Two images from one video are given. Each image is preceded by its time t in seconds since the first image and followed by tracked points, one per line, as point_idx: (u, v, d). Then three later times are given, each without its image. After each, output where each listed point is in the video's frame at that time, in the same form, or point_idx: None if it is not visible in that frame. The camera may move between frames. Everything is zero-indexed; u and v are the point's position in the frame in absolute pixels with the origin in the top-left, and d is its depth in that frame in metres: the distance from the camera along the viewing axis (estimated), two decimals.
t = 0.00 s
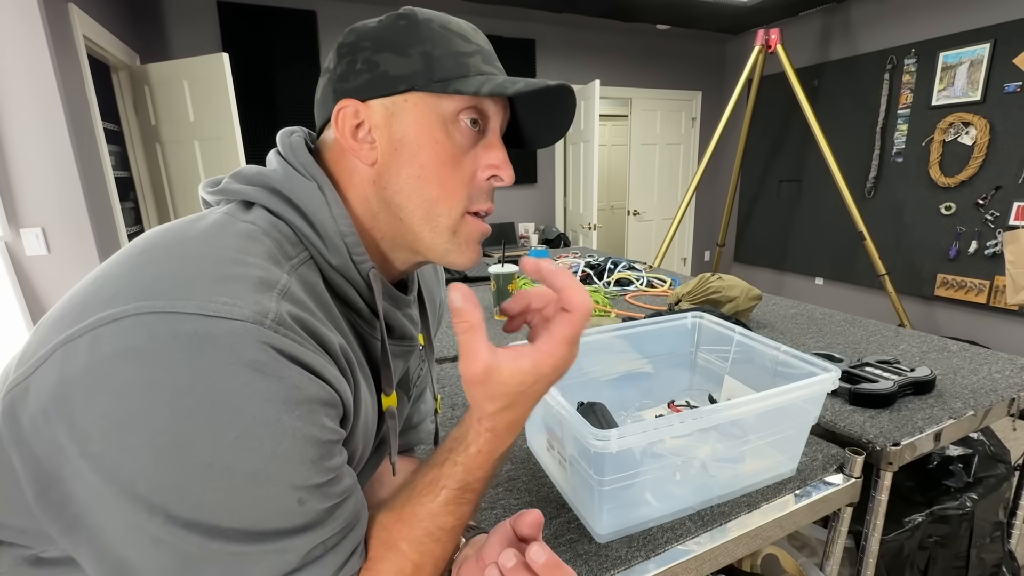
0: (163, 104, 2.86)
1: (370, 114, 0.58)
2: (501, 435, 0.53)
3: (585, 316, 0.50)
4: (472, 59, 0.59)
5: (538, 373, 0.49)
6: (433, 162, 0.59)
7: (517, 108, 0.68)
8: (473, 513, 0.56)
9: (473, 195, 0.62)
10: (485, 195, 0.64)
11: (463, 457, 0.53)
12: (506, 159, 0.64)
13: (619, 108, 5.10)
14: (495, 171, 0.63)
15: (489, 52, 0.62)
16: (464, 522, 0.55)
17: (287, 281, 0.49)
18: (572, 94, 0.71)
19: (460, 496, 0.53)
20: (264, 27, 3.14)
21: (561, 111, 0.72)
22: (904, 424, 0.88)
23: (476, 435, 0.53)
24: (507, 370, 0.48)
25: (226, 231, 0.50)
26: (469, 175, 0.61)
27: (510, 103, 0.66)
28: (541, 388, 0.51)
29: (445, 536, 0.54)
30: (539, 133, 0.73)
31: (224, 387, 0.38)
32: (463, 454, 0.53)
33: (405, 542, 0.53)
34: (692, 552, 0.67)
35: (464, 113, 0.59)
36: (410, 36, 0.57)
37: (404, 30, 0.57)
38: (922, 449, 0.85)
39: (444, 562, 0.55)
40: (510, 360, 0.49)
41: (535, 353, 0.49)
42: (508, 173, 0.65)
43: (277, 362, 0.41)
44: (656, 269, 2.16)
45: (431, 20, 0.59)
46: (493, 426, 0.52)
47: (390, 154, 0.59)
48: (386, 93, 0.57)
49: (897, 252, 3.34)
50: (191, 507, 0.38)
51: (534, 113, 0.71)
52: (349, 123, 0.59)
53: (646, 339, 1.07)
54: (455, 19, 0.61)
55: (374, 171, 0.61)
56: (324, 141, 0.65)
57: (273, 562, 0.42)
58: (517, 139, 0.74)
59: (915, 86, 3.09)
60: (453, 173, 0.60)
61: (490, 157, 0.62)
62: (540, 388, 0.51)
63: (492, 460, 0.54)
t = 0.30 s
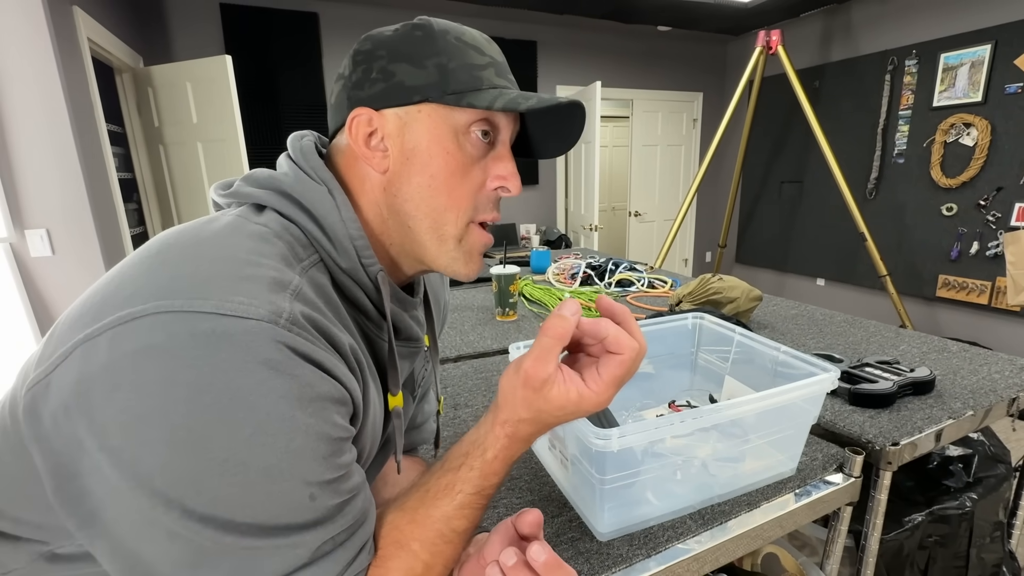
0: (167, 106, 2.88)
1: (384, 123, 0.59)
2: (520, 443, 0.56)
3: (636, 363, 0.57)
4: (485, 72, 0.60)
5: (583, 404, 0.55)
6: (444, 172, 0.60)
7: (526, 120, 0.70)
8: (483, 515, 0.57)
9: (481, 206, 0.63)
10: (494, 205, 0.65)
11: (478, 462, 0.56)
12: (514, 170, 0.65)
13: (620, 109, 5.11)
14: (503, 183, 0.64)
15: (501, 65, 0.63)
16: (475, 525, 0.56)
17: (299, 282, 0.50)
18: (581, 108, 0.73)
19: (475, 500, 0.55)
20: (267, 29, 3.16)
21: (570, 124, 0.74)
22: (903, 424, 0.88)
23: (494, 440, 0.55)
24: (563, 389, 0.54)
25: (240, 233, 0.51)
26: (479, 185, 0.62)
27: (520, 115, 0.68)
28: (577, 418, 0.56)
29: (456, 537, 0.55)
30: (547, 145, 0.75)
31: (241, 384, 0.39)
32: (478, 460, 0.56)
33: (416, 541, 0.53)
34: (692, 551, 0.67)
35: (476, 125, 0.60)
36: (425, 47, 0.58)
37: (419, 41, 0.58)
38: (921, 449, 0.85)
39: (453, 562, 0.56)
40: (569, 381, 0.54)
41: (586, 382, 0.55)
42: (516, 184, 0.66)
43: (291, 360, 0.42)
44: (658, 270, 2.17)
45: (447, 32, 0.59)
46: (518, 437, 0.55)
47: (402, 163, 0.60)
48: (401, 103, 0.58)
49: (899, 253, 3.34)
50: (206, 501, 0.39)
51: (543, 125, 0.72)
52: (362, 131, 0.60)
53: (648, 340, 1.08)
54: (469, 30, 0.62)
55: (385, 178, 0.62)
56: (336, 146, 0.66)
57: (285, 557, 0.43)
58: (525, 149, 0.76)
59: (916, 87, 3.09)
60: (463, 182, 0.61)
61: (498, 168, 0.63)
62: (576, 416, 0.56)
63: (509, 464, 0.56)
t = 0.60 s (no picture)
0: (168, 106, 2.88)
1: (383, 124, 0.59)
2: (517, 440, 0.56)
3: (633, 360, 0.57)
4: (484, 72, 0.60)
5: (581, 400, 0.55)
6: (444, 172, 0.60)
7: (526, 121, 0.70)
8: (483, 514, 0.57)
9: (480, 205, 0.63)
10: (494, 206, 0.65)
11: (477, 458, 0.55)
12: (514, 170, 0.65)
13: (621, 109, 5.11)
14: (503, 183, 0.64)
15: (500, 65, 0.63)
16: (474, 523, 0.56)
17: (297, 281, 0.50)
18: (582, 109, 0.72)
19: (474, 497, 0.55)
20: (268, 30, 3.16)
21: (570, 125, 0.74)
22: (905, 424, 0.88)
23: (493, 435, 0.55)
24: (561, 386, 0.54)
25: (238, 233, 0.51)
26: (479, 185, 0.62)
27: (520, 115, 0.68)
28: (575, 416, 0.56)
29: (455, 535, 0.55)
30: (548, 145, 0.74)
31: (239, 383, 0.39)
32: (476, 459, 0.55)
33: (416, 540, 0.53)
34: (693, 550, 0.67)
35: (475, 125, 0.60)
36: (425, 48, 0.58)
37: (419, 42, 0.58)
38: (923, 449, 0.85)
39: (453, 561, 0.56)
40: (566, 378, 0.55)
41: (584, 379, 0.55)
42: (516, 184, 0.66)
43: (289, 360, 0.42)
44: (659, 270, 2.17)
45: (447, 32, 0.59)
46: (514, 435, 0.55)
47: (401, 163, 0.60)
48: (400, 104, 0.58)
49: (901, 254, 3.33)
50: (205, 500, 0.39)
51: (544, 125, 0.72)
52: (362, 132, 0.60)
53: (648, 339, 1.08)
54: (469, 30, 0.62)
55: (384, 179, 0.62)
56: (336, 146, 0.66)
57: (284, 556, 0.43)
58: (525, 149, 0.75)
59: (917, 86, 3.09)
60: (463, 183, 0.61)
61: (498, 168, 0.63)
62: (574, 414, 0.56)
63: (507, 461, 0.56)
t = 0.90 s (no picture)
0: (169, 106, 2.89)
1: (381, 122, 0.59)
2: (517, 440, 0.56)
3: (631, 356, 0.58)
4: (483, 69, 0.60)
5: (583, 397, 0.55)
6: (443, 170, 0.59)
7: (525, 118, 0.70)
8: (482, 515, 0.56)
9: (480, 204, 0.63)
10: (494, 204, 0.65)
11: (476, 459, 0.55)
12: (514, 167, 0.65)
13: (622, 110, 5.11)
14: (503, 180, 0.63)
15: (499, 61, 0.63)
16: (474, 524, 0.56)
17: (294, 280, 0.50)
18: (582, 105, 0.72)
19: (473, 497, 0.55)
20: (268, 30, 3.16)
21: (570, 122, 0.73)
22: (908, 425, 0.87)
23: (493, 435, 0.55)
24: (562, 383, 0.54)
25: (236, 232, 0.51)
26: (479, 183, 0.62)
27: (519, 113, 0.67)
28: (576, 413, 0.56)
29: (454, 536, 0.54)
30: (547, 142, 0.74)
31: (234, 383, 0.39)
32: (475, 460, 0.55)
33: (416, 542, 0.53)
34: (694, 552, 0.67)
35: (474, 122, 0.60)
36: (423, 45, 0.58)
37: (417, 40, 0.58)
38: (926, 450, 0.85)
39: (452, 562, 0.56)
40: (567, 375, 0.55)
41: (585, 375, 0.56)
42: (516, 181, 0.66)
43: (286, 359, 0.42)
44: (660, 270, 2.16)
45: (444, 29, 0.59)
46: (515, 434, 0.55)
47: (400, 162, 0.60)
48: (398, 102, 0.58)
49: (902, 254, 3.32)
50: (201, 499, 0.39)
51: (543, 121, 0.71)
52: (360, 131, 0.59)
53: (649, 339, 1.08)
54: (467, 27, 0.62)
55: (383, 178, 0.61)
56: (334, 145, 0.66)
57: (281, 557, 0.42)
58: (525, 146, 0.75)
59: (919, 86, 3.08)
60: (463, 181, 0.60)
61: (498, 166, 0.63)
62: (575, 412, 0.56)
63: (507, 460, 0.56)
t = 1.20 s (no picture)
0: (170, 106, 2.88)
1: (368, 119, 0.59)
2: (516, 440, 0.55)
3: (637, 363, 0.55)
4: (470, 59, 0.59)
5: (580, 396, 0.54)
6: (434, 165, 0.59)
7: (518, 108, 0.69)
8: (482, 516, 0.56)
9: (473, 198, 0.62)
10: (487, 197, 0.64)
11: (475, 459, 0.55)
12: (507, 160, 0.64)
13: (623, 110, 5.11)
14: (494, 173, 0.63)
15: (488, 50, 0.62)
16: (473, 526, 0.55)
17: (291, 280, 0.50)
18: (576, 92, 0.71)
19: (471, 498, 0.54)
20: (269, 29, 3.16)
21: (564, 111, 0.72)
22: (910, 427, 0.87)
23: (491, 436, 0.55)
24: (559, 384, 0.53)
25: (233, 233, 0.51)
26: (473, 177, 0.61)
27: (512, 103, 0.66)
28: (574, 411, 0.56)
29: (453, 538, 0.54)
30: (540, 131, 0.74)
31: (229, 385, 0.39)
32: (474, 460, 0.55)
33: (414, 544, 0.53)
34: (697, 554, 0.66)
35: (463, 115, 0.59)
36: (407, 37, 0.57)
37: (401, 31, 0.57)
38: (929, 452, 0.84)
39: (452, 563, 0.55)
40: (565, 375, 0.54)
41: (583, 375, 0.54)
42: (509, 174, 0.65)
43: (282, 360, 0.42)
44: (661, 270, 2.16)
45: (430, 18, 0.58)
46: (513, 434, 0.54)
47: (390, 158, 0.59)
48: (385, 97, 0.58)
49: (904, 254, 3.32)
50: (197, 502, 0.39)
51: (536, 110, 0.70)
52: (348, 128, 0.59)
53: (651, 340, 1.07)
54: (454, 15, 0.61)
55: (375, 175, 0.61)
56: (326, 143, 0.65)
57: (279, 559, 0.42)
58: (519, 136, 0.75)
59: (921, 86, 3.07)
60: (455, 176, 0.60)
61: (490, 159, 0.62)
62: (574, 411, 0.56)
63: (506, 458, 0.56)
